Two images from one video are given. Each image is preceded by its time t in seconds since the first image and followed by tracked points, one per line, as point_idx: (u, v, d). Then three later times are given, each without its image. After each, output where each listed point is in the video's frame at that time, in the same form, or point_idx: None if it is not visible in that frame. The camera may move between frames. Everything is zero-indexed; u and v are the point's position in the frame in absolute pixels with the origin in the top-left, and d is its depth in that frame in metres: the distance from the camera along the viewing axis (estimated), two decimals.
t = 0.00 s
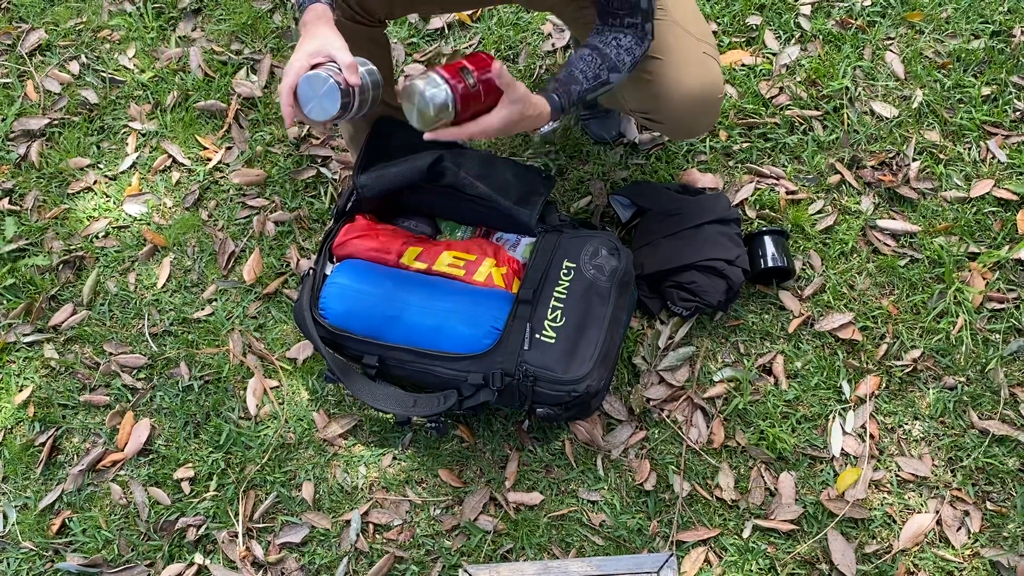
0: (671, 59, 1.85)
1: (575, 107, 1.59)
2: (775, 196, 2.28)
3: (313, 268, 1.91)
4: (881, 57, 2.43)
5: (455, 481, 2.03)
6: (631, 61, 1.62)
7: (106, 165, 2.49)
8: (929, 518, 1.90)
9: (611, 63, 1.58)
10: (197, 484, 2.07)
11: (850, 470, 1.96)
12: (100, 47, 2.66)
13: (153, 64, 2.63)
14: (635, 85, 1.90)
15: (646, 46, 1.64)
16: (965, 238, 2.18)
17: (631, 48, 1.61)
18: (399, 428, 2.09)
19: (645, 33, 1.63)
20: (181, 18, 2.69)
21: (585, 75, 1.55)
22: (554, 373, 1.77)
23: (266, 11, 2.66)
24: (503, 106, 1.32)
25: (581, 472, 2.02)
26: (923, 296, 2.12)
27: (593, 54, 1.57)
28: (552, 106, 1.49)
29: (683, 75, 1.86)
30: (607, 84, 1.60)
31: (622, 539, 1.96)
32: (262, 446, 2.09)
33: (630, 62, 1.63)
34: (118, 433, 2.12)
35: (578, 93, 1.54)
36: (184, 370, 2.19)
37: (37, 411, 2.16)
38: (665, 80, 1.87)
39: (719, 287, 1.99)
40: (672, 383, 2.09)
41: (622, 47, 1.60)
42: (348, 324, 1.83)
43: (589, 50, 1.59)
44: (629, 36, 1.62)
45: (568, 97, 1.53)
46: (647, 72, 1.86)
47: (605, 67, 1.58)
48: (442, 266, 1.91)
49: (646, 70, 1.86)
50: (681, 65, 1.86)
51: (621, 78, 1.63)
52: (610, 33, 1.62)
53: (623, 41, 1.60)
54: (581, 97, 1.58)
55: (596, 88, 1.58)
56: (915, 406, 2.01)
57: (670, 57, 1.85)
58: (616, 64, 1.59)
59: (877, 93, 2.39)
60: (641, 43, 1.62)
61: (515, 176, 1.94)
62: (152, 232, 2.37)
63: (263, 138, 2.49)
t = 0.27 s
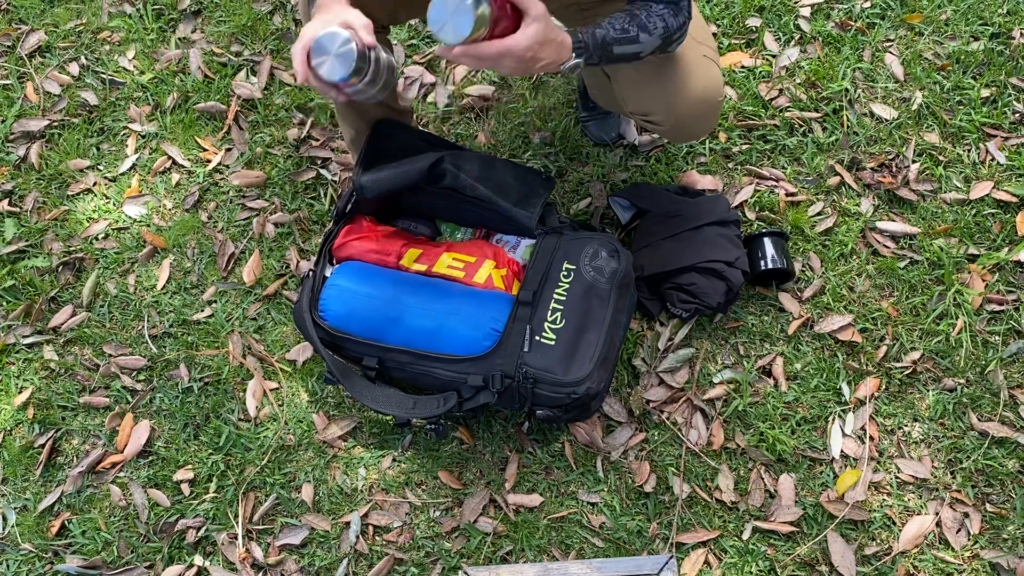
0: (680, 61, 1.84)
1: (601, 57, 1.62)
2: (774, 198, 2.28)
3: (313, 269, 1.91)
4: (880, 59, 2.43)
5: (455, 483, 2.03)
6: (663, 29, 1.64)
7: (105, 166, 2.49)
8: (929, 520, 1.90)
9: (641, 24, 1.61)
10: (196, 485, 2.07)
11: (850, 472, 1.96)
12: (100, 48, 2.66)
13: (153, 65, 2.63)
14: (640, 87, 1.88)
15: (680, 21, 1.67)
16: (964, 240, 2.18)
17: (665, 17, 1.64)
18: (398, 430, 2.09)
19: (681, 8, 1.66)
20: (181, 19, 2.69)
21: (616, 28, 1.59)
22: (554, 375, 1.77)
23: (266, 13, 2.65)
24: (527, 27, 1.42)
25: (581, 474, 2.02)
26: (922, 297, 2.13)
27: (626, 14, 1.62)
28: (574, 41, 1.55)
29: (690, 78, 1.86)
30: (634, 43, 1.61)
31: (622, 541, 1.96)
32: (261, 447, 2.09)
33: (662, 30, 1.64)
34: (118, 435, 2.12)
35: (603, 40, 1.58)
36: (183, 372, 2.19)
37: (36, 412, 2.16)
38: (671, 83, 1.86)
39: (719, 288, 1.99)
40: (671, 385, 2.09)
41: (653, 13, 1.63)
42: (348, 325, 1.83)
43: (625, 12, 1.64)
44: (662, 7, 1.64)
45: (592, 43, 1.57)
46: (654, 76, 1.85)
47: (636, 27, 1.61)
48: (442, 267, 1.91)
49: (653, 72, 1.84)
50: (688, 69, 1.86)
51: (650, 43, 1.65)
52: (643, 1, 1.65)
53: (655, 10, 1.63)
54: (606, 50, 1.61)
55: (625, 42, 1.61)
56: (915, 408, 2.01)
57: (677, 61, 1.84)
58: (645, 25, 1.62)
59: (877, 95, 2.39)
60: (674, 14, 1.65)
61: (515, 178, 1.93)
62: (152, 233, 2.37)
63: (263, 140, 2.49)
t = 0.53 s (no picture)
0: (686, 61, 1.83)
1: (633, 50, 1.66)
2: (774, 200, 2.28)
3: (313, 271, 1.91)
4: (880, 61, 2.43)
5: (455, 485, 2.03)
6: (689, 22, 1.66)
7: (105, 168, 2.49)
8: (929, 522, 1.90)
9: (668, 17, 1.65)
10: (196, 488, 2.07)
11: (850, 474, 1.96)
12: (100, 50, 2.66)
13: (153, 67, 2.63)
14: (644, 89, 1.88)
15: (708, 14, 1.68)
16: (964, 242, 2.18)
17: (692, 11, 1.66)
18: (398, 432, 2.09)
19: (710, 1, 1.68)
20: (181, 21, 2.69)
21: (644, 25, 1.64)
22: (554, 377, 1.77)
23: (265, 15, 2.66)
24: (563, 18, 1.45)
25: (581, 476, 2.02)
26: (922, 299, 2.13)
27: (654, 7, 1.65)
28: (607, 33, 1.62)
29: (699, 78, 1.86)
30: (663, 36, 1.65)
31: (622, 543, 1.96)
32: (261, 450, 2.09)
33: (688, 23, 1.66)
34: (118, 437, 2.12)
35: (634, 31, 1.63)
36: (183, 374, 2.19)
37: (36, 414, 2.16)
38: (678, 83, 1.85)
39: (719, 290, 1.99)
40: (671, 386, 2.09)
41: (678, 7, 1.65)
42: (348, 327, 1.83)
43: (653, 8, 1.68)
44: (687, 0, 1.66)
45: (622, 34, 1.63)
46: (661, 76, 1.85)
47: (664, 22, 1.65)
48: (442, 270, 1.91)
49: (661, 73, 1.84)
50: (696, 68, 1.84)
51: (679, 37, 1.68)
52: None
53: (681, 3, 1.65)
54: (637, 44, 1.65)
55: (654, 34, 1.65)
56: (915, 410, 2.01)
57: (685, 60, 1.83)
58: (671, 20, 1.65)
59: (876, 97, 2.39)
60: (699, 7, 1.66)
61: (515, 181, 1.93)
62: (152, 235, 2.37)
63: (263, 141, 2.49)
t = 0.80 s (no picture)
0: (685, 67, 1.82)
1: (616, 83, 1.63)
2: (774, 201, 2.28)
3: (313, 272, 1.91)
4: (879, 62, 2.44)
5: (455, 486, 2.03)
6: (680, 43, 1.66)
7: (105, 169, 2.49)
8: (929, 522, 1.90)
9: (656, 42, 1.64)
10: (196, 489, 2.07)
11: (850, 475, 1.96)
12: (99, 51, 2.66)
13: (152, 68, 2.63)
14: (643, 95, 1.90)
15: (700, 33, 1.68)
16: (964, 243, 2.18)
17: (683, 32, 1.66)
18: (398, 433, 2.09)
19: (701, 20, 1.67)
20: (180, 22, 2.69)
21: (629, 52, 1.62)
22: (554, 378, 1.77)
23: (265, 16, 2.66)
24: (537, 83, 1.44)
25: (581, 477, 2.02)
26: (921, 300, 2.13)
27: (641, 35, 1.64)
28: (585, 74, 1.57)
29: (696, 86, 1.86)
30: (649, 62, 1.64)
31: (622, 544, 1.96)
32: (261, 450, 2.09)
33: (679, 45, 1.66)
34: (118, 438, 2.12)
35: (616, 65, 1.61)
36: (183, 375, 2.19)
37: (36, 415, 2.16)
38: (676, 89, 1.86)
39: (718, 291, 1.99)
40: (671, 387, 2.09)
41: (670, 29, 1.65)
42: (348, 329, 1.83)
43: (641, 30, 1.66)
44: (681, 21, 1.67)
45: (604, 69, 1.59)
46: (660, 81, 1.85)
47: (653, 46, 1.64)
48: (442, 270, 1.91)
49: (659, 79, 1.85)
50: (694, 76, 1.84)
51: (668, 60, 1.67)
52: (661, 17, 1.67)
53: (674, 25, 1.66)
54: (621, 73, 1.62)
55: (639, 63, 1.63)
56: (914, 411, 2.02)
57: (682, 69, 1.82)
58: (660, 44, 1.64)
59: (875, 98, 2.39)
60: (693, 27, 1.67)
61: (515, 182, 1.93)
62: (152, 236, 2.37)
63: (263, 142, 2.49)
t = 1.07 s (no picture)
0: (684, 69, 1.83)
1: (607, 83, 1.67)
2: (773, 200, 2.28)
3: (313, 272, 1.91)
4: (878, 62, 2.44)
5: (455, 485, 2.03)
6: (675, 47, 1.66)
7: (105, 169, 2.49)
8: (929, 521, 1.90)
9: (650, 46, 1.64)
10: (196, 488, 2.07)
11: (849, 473, 1.96)
12: (99, 51, 2.67)
13: (153, 68, 2.63)
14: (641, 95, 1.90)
15: (697, 37, 1.68)
16: (963, 242, 2.19)
17: (679, 36, 1.66)
18: (399, 432, 2.09)
19: (700, 23, 1.67)
20: (180, 22, 2.70)
21: (621, 55, 1.64)
22: (555, 377, 1.77)
23: (265, 16, 2.66)
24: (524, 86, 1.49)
25: (581, 476, 2.02)
26: (921, 299, 2.13)
27: (636, 37, 1.65)
28: (574, 75, 1.62)
29: (694, 89, 1.86)
30: (642, 66, 1.65)
31: (622, 542, 1.96)
32: (261, 450, 2.09)
33: (674, 49, 1.66)
34: (118, 437, 2.12)
35: (608, 67, 1.64)
36: (183, 374, 2.19)
37: (36, 415, 2.16)
38: (674, 91, 1.86)
39: (718, 290, 1.99)
40: (671, 386, 2.09)
41: (665, 33, 1.65)
42: (348, 328, 1.83)
43: (636, 32, 1.67)
44: (677, 24, 1.66)
45: (595, 71, 1.63)
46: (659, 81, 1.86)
47: (648, 49, 1.64)
48: (443, 270, 1.91)
49: (658, 80, 1.85)
50: (693, 78, 1.85)
51: (662, 63, 1.67)
52: (658, 19, 1.67)
53: (669, 29, 1.65)
54: (611, 75, 1.65)
55: (631, 67, 1.65)
56: (914, 410, 2.02)
57: (681, 71, 1.83)
58: (655, 47, 1.65)
59: (875, 97, 2.40)
60: (689, 32, 1.66)
61: (515, 181, 1.93)
62: (152, 236, 2.37)
63: (263, 142, 2.49)
